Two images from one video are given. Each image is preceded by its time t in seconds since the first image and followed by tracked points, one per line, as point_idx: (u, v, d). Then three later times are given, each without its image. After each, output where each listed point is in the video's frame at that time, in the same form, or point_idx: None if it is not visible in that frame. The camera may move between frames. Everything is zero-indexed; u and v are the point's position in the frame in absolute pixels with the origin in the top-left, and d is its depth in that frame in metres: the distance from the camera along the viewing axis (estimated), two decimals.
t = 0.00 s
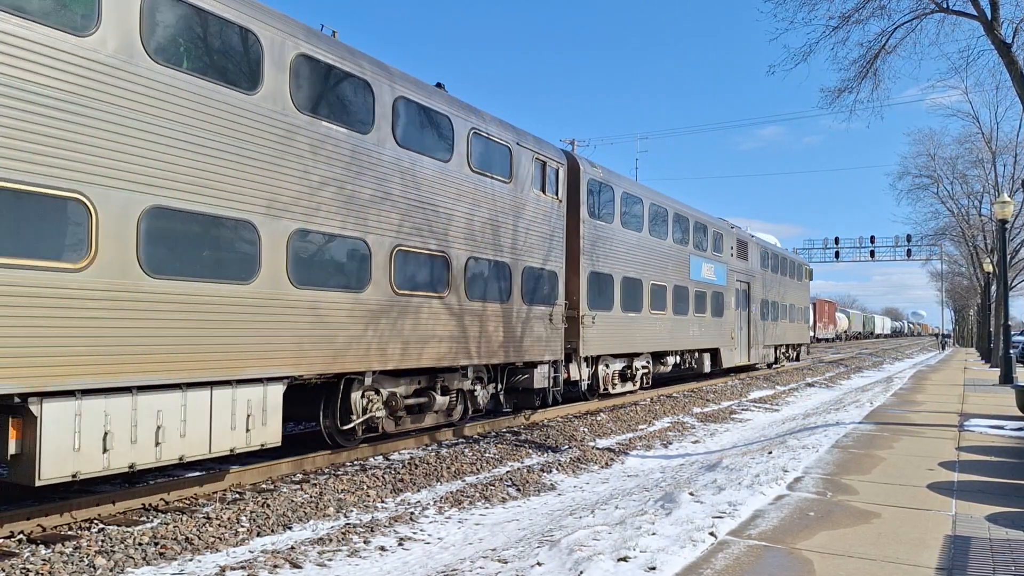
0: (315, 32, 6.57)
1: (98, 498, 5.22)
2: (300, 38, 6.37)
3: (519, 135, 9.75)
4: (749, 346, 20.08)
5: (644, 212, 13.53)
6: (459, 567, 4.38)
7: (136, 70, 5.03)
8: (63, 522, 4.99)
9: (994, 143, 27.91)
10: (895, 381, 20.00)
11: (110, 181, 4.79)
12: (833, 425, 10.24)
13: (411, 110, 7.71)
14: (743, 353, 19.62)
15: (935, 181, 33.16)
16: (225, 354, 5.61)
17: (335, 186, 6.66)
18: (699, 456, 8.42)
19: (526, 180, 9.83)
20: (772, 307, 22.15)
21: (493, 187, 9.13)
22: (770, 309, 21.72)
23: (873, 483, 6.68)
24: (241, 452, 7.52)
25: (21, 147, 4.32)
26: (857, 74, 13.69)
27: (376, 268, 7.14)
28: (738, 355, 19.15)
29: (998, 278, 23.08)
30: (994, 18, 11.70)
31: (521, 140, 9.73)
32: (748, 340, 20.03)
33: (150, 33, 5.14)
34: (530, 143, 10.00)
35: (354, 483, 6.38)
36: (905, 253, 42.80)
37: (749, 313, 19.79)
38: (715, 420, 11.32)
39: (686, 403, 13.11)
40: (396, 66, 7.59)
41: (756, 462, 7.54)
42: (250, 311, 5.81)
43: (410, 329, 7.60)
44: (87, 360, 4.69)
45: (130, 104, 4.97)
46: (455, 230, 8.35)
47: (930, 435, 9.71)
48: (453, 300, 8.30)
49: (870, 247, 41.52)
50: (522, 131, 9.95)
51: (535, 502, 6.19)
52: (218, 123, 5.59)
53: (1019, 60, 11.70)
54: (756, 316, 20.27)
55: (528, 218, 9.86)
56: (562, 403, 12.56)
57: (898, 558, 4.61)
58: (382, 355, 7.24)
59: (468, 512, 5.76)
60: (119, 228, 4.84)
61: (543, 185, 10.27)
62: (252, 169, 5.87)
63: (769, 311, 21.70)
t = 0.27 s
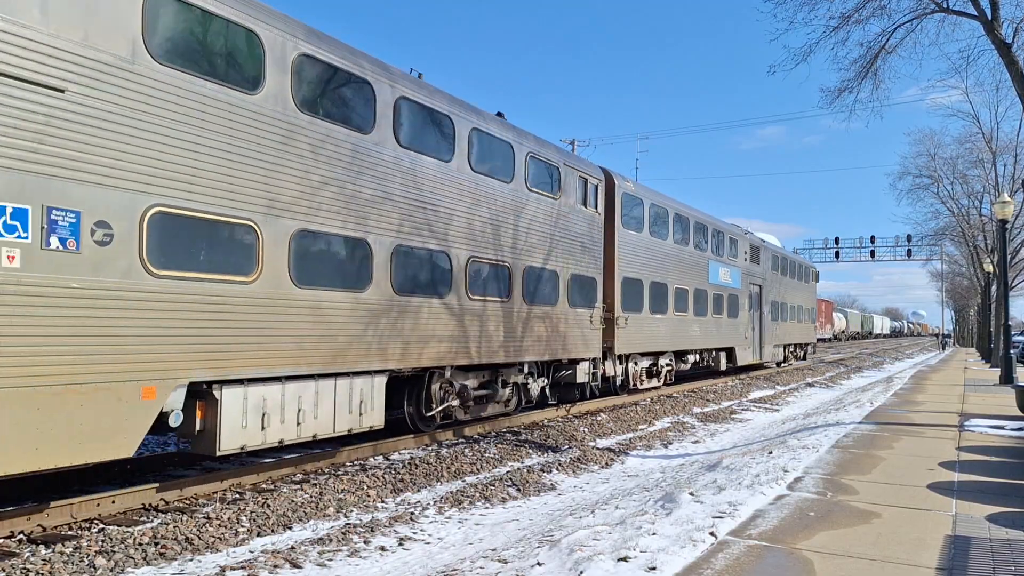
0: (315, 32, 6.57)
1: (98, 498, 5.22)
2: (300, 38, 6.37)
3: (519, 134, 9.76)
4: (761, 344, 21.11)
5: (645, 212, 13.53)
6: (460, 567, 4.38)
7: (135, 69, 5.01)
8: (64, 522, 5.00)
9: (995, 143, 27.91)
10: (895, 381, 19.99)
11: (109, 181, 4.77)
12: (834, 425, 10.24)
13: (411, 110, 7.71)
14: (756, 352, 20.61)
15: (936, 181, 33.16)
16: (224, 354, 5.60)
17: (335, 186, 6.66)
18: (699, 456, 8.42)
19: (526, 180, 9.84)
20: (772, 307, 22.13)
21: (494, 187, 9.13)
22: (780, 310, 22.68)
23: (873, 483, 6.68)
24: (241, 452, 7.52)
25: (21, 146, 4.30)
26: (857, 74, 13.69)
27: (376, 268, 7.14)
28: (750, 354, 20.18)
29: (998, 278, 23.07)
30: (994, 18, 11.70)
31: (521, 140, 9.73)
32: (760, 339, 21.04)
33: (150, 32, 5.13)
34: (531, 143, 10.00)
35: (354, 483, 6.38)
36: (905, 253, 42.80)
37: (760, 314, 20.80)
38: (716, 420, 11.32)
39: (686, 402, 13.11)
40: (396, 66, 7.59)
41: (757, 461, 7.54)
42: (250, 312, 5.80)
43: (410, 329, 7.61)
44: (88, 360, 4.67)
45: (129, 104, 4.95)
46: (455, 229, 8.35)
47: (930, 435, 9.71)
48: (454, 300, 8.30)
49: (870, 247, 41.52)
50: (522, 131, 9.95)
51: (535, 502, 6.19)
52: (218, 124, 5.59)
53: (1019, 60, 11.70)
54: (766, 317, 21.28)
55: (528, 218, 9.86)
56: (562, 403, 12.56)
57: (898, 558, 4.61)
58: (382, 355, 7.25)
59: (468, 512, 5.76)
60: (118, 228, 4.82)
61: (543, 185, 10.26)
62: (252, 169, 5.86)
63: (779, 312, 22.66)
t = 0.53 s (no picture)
0: (315, 31, 6.57)
1: (98, 498, 5.21)
2: (301, 37, 6.37)
3: (520, 134, 9.76)
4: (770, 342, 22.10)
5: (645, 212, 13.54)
6: (460, 567, 4.38)
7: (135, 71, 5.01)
8: (64, 521, 5.00)
9: (995, 143, 27.92)
10: (895, 381, 19.98)
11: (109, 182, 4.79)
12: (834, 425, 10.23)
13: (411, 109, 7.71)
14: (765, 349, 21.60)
15: (936, 181, 33.15)
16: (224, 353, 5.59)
17: (335, 186, 6.66)
18: (699, 456, 8.42)
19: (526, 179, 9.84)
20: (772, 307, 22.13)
21: (494, 187, 9.13)
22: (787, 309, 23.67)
23: (873, 483, 6.68)
24: (241, 452, 7.51)
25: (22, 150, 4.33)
26: (857, 74, 13.69)
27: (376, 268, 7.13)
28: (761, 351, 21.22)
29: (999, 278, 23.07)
30: (995, 18, 11.70)
31: (521, 140, 9.73)
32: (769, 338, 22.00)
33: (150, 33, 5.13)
34: (531, 143, 10.00)
35: (355, 483, 6.38)
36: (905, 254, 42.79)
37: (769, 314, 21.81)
38: (716, 420, 11.32)
39: (687, 402, 13.11)
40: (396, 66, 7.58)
41: (757, 461, 7.54)
42: (252, 311, 5.79)
43: (411, 329, 7.60)
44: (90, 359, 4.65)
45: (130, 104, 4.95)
46: (455, 229, 8.35)
47: (930, 435, 9.71)
48: (454, 300, 8.30)
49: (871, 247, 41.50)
50: (523, 131, 9.95)
51: (535, 502, 6.18)
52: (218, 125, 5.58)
53: (1020, 60, 11.70)
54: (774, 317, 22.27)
55: (528, 218, 9.86)
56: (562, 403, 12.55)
57: (898, 558, 4.60)
58: (383, 355, 7.25)
59: (468, 512, 5.76)
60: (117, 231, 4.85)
61: (544, 185, 10.26)
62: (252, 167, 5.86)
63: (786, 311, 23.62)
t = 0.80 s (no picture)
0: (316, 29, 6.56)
1: (98, 498, 5.22)
2: (302, 37, 6.36)
3: (520, 134, 9.76)
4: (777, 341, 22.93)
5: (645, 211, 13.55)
6: (460, 567, 4.38)
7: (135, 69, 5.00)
8: (64, 521, 5.00)
9: (995, 143, 27.92)
10: (895, 381, 19.97)
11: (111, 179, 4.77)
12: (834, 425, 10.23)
13: (411, 109, 7.71)
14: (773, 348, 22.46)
15: (937, 181, 33.15)
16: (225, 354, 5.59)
17: (335, 186, 6.66)
18: (699, 456, 8.42)
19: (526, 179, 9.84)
20: (772, 307, 22.13)
21: (494, 186, 9.13)
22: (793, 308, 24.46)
23: (874, 483, 6.68)
24: (241, 452, 7.50)
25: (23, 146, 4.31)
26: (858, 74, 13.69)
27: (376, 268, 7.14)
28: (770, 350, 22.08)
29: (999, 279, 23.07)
30: (995, 18, 11.70)
31: (522, 139, 9.73)
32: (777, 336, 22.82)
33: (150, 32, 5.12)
34: (532, 142, 10.01)
35: (355, 483, 6.38)
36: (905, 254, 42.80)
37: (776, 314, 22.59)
38: (716, 420, 11.31)
39: (687, 402, 13.11)
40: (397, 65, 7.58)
41: (757, 461, 7.54)
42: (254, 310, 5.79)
43: (411, 329, 7.60)
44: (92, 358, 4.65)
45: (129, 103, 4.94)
46: (456, 229, 8.35)
47: (930, 435, 9.71)
48: (454, 300, 8.30)
49: (871, 247, 41.48)
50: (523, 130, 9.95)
51: (536, 502, 6.18)
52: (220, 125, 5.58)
53: (1020, 59, 11.70)
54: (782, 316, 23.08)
55: (528, 218, 9.86)
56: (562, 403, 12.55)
57: (899, 558, 4.61)
58: (383, 355, 7.24)
59: (468, 512, 5.76)
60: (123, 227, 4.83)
61: (544, 184, 10.26)
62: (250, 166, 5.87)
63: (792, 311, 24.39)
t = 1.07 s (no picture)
0: (316, 29, 6.56)
1: (98, 498, 5.22)
2: (303, 38, 6.38)
3: (521, 134, 9.77)
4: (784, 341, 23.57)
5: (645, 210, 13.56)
6: (460, 567, 4.38)
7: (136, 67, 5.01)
8: (64, 521, 5.00)
9: (995, 143, 27.93)
10: (896, 381, 19.97)
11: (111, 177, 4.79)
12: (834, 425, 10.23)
13: (411, 108, 7.72)
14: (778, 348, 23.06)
15: (937, 181, 33.17)
16: (226, 353, 5.61)
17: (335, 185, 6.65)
18: (699, 456, 8.42)
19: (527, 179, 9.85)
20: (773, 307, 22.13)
21: (495, 186, 9.13)
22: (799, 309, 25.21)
23: (874, 483, 6.68)
24: (240, 452, 7.50)
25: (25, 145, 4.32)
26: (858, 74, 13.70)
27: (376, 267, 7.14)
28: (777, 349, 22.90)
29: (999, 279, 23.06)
30: (995, 18, 11.71)
31: (523, 139, 9.74)
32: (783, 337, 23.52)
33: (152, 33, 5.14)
34: (532, 142, 10.01)
35: (355, 483, 6.38)
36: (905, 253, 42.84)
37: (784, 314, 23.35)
38: (716, 420, 11.31)
39: (687, 402, 13.11)
40: (397, 65, 7.58)
41: (757, 462, 7.54)
42: (253, 309, 5.81)
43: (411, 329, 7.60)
44: (90, 356, 4.68)
45: (131, 101, 4.95)
46: (456, 229, 8.35)
47: (931, 435, 9.71)
48: (454, 300, 8.30)
49: (871, 247, 41.46)
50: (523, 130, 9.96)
51: (536, 502, 6.18)
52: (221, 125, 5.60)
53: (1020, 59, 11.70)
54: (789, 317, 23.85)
55: (528, 218, 9.86)
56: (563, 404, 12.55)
57: (898, 558, 4.61)
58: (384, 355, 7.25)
59: (468, 512, 5.76)
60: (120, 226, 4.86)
61: (544, 184, 10.27)
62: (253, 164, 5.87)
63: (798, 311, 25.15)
